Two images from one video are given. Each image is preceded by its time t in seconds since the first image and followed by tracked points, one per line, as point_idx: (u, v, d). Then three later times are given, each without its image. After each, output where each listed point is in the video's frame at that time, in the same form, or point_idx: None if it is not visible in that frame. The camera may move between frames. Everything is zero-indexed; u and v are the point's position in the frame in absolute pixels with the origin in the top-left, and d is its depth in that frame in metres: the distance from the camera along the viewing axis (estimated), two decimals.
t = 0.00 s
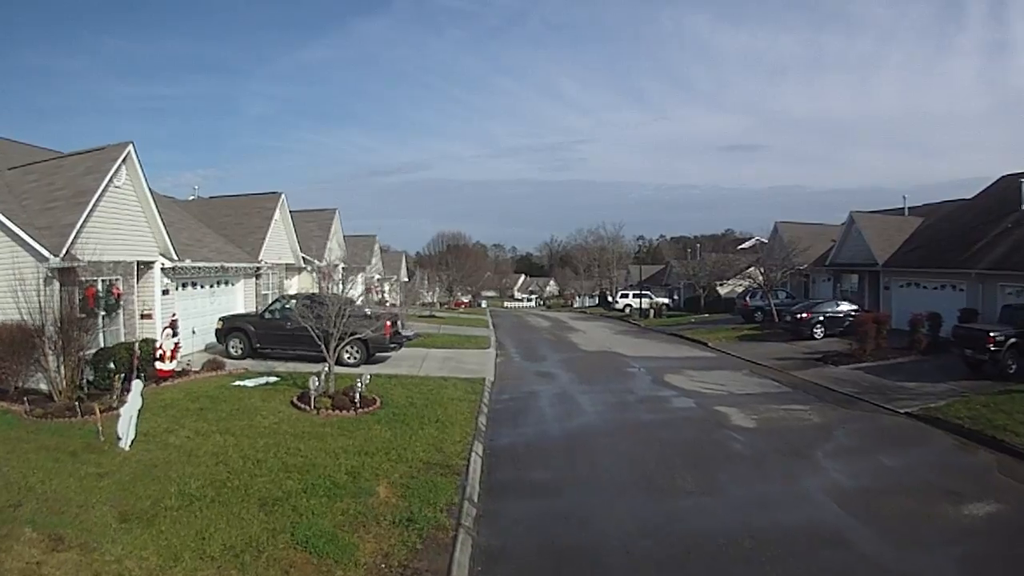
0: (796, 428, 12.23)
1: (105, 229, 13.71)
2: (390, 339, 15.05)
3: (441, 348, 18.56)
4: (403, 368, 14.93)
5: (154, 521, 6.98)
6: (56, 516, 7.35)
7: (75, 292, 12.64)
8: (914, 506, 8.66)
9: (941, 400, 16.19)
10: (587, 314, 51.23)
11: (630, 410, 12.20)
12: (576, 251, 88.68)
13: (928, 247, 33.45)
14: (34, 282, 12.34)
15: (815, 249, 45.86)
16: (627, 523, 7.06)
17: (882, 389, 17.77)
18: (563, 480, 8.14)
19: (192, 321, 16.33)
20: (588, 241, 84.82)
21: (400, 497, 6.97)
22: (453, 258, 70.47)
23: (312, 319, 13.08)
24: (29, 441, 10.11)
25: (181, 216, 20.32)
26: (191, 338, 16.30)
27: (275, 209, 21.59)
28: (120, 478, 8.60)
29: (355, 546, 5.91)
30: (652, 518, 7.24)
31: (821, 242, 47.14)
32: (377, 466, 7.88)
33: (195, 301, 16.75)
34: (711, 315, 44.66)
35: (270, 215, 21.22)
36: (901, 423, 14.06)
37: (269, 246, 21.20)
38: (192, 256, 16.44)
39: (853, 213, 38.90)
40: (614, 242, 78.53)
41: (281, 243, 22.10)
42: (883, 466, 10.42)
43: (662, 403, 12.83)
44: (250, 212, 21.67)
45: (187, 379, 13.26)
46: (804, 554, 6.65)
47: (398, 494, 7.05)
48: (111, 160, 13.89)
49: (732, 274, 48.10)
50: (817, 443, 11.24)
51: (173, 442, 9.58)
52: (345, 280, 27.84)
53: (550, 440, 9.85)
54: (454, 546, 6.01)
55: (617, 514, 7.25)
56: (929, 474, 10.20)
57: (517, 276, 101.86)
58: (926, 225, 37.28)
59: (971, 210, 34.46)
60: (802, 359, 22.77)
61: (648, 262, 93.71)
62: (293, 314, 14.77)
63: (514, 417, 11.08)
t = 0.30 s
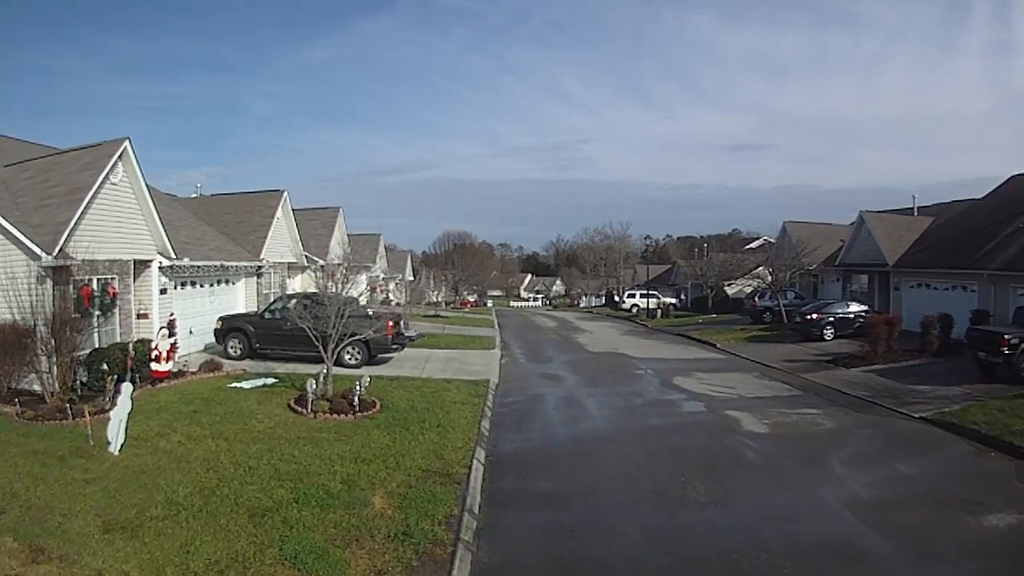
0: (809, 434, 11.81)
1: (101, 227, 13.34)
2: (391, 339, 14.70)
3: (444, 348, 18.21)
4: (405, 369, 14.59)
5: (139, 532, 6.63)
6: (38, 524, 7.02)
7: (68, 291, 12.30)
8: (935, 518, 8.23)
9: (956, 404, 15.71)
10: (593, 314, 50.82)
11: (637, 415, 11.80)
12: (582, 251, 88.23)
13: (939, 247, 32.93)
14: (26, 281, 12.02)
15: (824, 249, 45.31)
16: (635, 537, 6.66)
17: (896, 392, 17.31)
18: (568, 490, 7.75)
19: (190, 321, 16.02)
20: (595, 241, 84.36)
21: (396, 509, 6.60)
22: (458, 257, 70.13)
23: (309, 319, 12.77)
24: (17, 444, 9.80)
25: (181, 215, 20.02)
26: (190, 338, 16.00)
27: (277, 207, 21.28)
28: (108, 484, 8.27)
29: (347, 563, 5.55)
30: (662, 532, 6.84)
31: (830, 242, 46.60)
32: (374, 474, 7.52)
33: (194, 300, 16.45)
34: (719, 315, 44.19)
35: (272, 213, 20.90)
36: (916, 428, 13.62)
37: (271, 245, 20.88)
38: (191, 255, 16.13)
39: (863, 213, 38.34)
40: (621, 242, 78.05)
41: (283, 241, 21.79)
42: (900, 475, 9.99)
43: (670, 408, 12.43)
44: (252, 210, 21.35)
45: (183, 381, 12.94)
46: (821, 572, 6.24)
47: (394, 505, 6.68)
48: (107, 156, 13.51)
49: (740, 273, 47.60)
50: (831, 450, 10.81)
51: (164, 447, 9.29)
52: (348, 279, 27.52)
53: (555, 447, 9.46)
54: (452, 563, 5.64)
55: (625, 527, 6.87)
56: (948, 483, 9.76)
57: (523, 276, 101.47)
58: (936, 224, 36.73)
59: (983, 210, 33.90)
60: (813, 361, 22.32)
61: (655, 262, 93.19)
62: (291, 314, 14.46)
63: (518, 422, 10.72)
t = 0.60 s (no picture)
0: (820, 439, 11.45)
1: (90, 227, 12.95)
2: (389, 340, 14.34)
3: (444, 349, 17.85)
4: (404, 371, 14.24)
5: (120, 547, 6.30)
6: (16, 537, 6.68)
7: (58, 292, 12.01)
8: (955, 528, 7.85)
9: (967, 406, 15.32)
10: (596, 313, 50.49)
11: (642, 419, 11.44)
12: (584, 250, 87.83)
13: (946, 245, 32.50)
14: (14, 281, 11.67)
15: (828, 248, 44.88)
16: (642, 552, 6.29)
17: (905, 394, 16.92)
18: (571, 502, 7.38)
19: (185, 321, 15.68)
20: (597, 239, 83.95)
21: (389, 523, 6.24)
22: (460, 256, 69.80)
23: (302, 321, 12.50)
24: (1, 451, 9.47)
25: (178, 213, 19.67)
26: (184, 338, 15.66)
27: (274, 206, 20.93)
28: (92, 494, 7.94)
29: None
30: (670, 546, 6.46)
31: (835, 241, 46.19)
32: (368, 485, 7.16)
33: (189, 300, 16.11)
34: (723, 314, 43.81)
35: (269, 211, 20.55)
36: (929, 432, 13.24)
37: (269, 243, 20.52)
38: (185, 254, 15.78)
39: (868, 209, 37.86)
40: (623, 241, 77.64)
41: (281, 239, 21.42)
42: (915, 483, 9.61)
43: (676, 412, 12.07)
44: (250, 208, 21.00)
45: (176, 384, 12.61)
46: None
47: (388, 519, 6.33)
48: (98, 153, 13.10)
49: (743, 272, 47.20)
50: (843, 457, 10.41)
51: (151, 454, 9.00)
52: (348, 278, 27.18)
53: (557, 453, 9.09)
54: None
55: (631, 541, 6.50)
56: (964, 490, 9.38)
57: (525, 275, 101.11)
58: (943, 223, 36.31)
59: (989, 207, 33.49)
60: (820, 361, 21.94)
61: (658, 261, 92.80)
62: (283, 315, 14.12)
63: (519, 426, 10.38)
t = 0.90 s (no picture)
0: (830, 448, 11.11)
1: (80, 226, 12.61)
2: (386, 342, 13.98)
3: (443, 351, 17.52)
4: (402, 374, 13.90)
5: (96, 562, 5.97)
6: None
7: (48, 293, 11.67)
8: (974, 543, 7.50)
9: (979, 412, 14.97)
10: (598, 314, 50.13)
11: (646, 427, 11.11)
12: (585, 249, 87.46)
13: (951, 246, 32.14)
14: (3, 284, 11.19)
15: (832, 248, 44.49)
16: (649, 571, 5.94)
17: (914, 399, 16.56)
18: (573, 517, 7.04)
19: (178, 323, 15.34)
20: (598, 239, 83.61)
21: (380, 541, 5.91)
22: (461, 256, 69.42)
23: (294, 323, 12.26)
24: None
25: (173, 212, 19.33)
26: (177, 340, 15.33)
27: (271, 205, 20.59)
28: (73, 504, 7.62)
29: None
30: (677, 564, 6.12)
31: (838, 241, 45.82)
32: (359, 498, 6.83)
33: (182, 301, 15.77)
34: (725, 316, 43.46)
35: (266, 210, 20.21)
36: (941, 439, 12.90)
37: (265, 242, 20.16)
38: (179, 254, 15.44)
39: (873, 210, 37.48)
40: (625, 241, 77.28)
41: (277, 238, 21.03)
42: (930, 494, 9.26)
43: (682, 418, 11.74)
44: (246, 207, 20.66)
45: (167, 387, 12.26)
46: None
47: (379, 536, 5.99)
48: (87, 150, 12.76)
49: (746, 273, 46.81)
50: (854, 467, 10.06)
51: (136, 463, 8.71)
52: (347, 278, 26.85)
53: (559, 463, 8.75)
54: None
55: (637, 559, 6.17)
56: (982, 502, 9.03)
57: (526, 275, 100.79)
58: (948, 223, 35.94)
59: (995, 208, 33.14)
60: (826, 364, 21.59)
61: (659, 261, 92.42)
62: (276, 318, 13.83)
63: (519, 434, 10.05)
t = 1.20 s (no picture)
0: (845, 458, 10.70)
1: (73, 227, 12.31)
2: (388, 345, 13.59)
3: (447, 354, 17.16)
4: (403, 378, 13.55)
5: None
6: None
7: (41, 296, 11.39)
8: (1002, 560, 7.10)
9: (997, 418, 14.52)
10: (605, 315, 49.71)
11: (654, 436, 10.73)
12: (592, 249, 87.06)
13: (964, 246, 31.61)
14: None
15: (842, 248, 43.96)
16: None
17: (929, 404, 16.11)
18: (576, 534, 6.69)
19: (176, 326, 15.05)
20: (606, 239, 83.18)
21: (373, 562, 5.56)
22: (467, 256, 69.07)
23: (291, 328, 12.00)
24: None
25: (173, 213, 19.04)
26: (174, 343, 15.02)
27: (272, 205, 20.29)
28: (56, 517, 7.31)
29: None
30: None
31: (848, 241, 45.27)
32: (351, 515, 6.49)
33: (181, 303, 15.48)
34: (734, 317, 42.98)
35: (267, 210, 19.91)
36: (960, 447, 12.46)
37: (266, 242, 19.83)
38: (176, 255, 15.14)
39: (883, 210, 36.94)
40: (632, 241, 76.80)
41: (276, 236, 20.59)
42: (951, 507, 8.85)
43: (691, 427, 11.35)
44: (248, 208, 20.36)
45: (162, 393, 11.97)
46: None
47: (370, 557, 5.65)
48: (81, 150, 12.45)
49: (755, 273, 46.31)
50: (871, 479, 9.66)
51: (124, 474, 8.44)
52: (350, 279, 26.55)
53: (562, 476, 8.39)
54: None
55: None
56: (1006, 516, 8.62)
57: (533, 275, 100.44)
58: (960, 223, 35.39)
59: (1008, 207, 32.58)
60: (837, 367, 21.14)
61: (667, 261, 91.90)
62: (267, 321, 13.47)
63: (523, 442, 9.70)
